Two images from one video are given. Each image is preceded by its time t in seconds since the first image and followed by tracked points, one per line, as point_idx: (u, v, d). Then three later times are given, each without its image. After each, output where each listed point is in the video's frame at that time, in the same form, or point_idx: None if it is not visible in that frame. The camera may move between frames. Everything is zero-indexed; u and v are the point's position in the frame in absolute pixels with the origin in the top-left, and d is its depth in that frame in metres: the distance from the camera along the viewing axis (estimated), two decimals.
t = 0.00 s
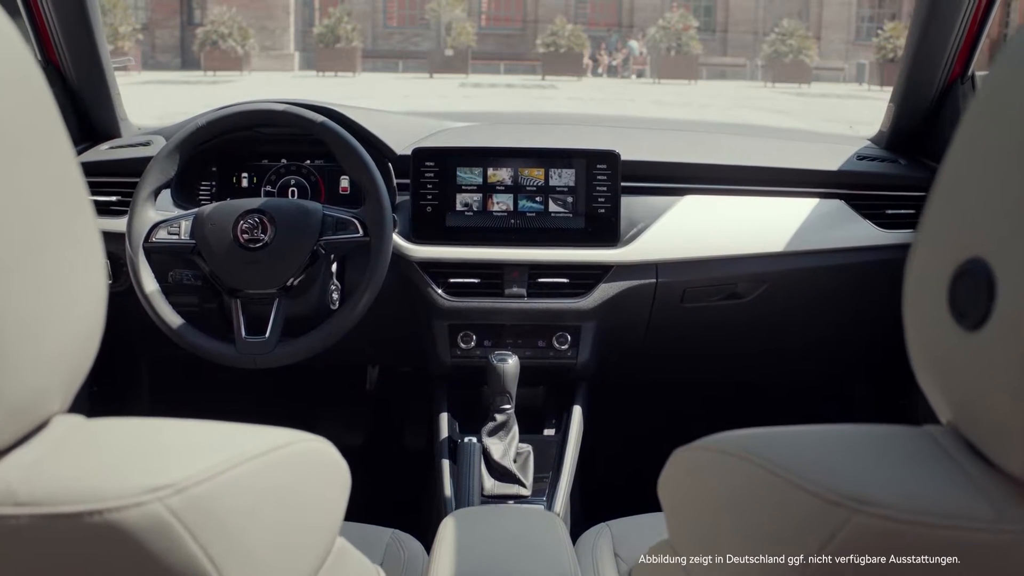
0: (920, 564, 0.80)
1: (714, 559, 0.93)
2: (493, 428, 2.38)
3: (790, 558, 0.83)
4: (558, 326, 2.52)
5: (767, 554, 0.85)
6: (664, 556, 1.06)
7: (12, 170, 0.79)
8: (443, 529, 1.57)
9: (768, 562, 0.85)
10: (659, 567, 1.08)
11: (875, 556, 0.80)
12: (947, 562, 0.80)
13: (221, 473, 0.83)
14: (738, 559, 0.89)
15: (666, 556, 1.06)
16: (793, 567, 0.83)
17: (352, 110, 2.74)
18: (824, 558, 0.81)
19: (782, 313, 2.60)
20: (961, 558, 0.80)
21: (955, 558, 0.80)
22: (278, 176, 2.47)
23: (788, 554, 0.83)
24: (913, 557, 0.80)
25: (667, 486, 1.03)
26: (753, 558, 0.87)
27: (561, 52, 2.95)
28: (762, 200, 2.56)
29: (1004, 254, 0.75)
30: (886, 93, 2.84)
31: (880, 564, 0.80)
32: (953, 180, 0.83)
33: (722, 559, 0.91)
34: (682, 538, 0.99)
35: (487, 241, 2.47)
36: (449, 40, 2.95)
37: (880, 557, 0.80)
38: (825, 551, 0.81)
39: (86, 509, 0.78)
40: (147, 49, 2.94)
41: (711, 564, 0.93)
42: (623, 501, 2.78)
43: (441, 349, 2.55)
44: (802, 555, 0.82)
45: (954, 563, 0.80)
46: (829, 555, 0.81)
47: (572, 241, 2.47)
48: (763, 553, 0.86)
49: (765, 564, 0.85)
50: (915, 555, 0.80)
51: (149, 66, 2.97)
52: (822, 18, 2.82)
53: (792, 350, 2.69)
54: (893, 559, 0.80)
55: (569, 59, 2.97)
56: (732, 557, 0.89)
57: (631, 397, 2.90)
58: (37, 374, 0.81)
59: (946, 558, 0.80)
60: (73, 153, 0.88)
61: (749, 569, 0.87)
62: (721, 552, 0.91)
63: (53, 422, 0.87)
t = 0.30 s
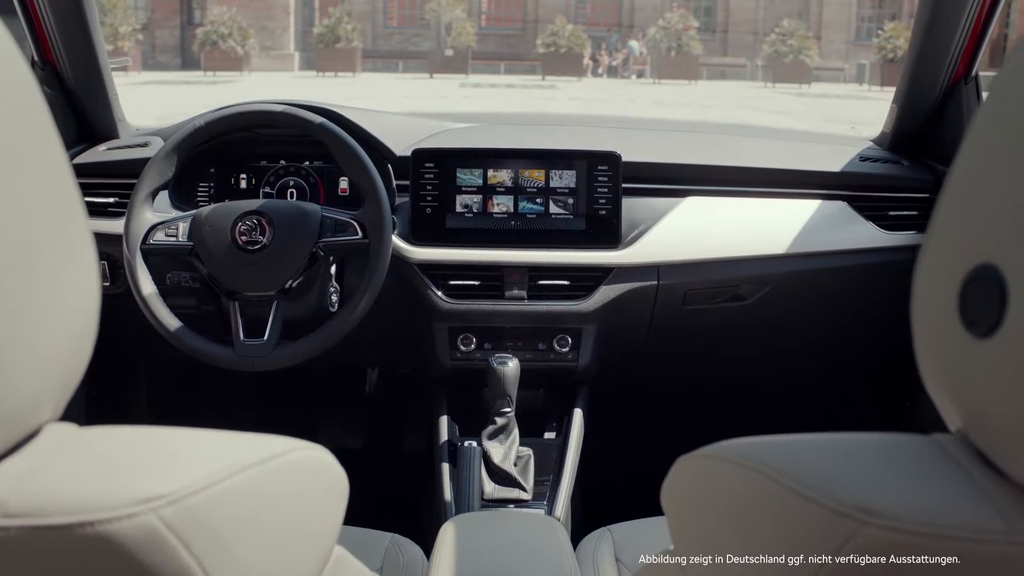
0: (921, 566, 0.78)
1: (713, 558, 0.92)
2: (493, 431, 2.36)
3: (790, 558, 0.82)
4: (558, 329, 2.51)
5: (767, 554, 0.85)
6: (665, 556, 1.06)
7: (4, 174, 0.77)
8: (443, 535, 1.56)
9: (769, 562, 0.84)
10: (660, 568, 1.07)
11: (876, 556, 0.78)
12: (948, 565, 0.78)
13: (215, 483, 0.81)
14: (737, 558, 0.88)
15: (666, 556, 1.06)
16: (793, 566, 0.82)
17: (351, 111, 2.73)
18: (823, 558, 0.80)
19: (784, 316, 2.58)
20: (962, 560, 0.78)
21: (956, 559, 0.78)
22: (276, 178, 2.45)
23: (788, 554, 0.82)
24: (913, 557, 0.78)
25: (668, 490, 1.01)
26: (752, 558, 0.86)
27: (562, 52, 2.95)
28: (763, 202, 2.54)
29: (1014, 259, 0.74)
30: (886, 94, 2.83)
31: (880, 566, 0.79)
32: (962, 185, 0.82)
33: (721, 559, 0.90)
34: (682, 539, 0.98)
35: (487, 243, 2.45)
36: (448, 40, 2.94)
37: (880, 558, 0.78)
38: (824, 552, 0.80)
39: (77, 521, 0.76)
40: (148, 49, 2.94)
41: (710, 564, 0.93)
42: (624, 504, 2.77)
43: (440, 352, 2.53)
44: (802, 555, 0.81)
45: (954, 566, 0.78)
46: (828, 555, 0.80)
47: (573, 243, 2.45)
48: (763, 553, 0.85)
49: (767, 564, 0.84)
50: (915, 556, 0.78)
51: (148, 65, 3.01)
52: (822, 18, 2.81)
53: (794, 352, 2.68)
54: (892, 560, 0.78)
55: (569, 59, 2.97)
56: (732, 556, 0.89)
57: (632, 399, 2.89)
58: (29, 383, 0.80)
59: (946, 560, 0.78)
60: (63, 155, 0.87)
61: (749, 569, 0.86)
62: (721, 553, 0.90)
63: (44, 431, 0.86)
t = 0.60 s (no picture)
0: (920, 564, 0.76)
1: (714, 559, 0.92)
2: (493, 435, 2.35)
3: (791, 559, 0.82)
4: (559, 332, 2.49)
5: (769, 555, 0.84)
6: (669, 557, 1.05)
7: None
8: (443, 541, 1.54)
9: (771, 562, 0.84)
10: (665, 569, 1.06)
11: (876, 556, 0.77)
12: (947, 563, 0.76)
13: (207, 496, 0.80)
14: (738, 559, 0.88)
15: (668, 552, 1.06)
16: (794, 567, 0.82)
17: (350, 112, 2.70)
18: (824, 557, 0.79)
19: (786, 319, 2.57)
20: (962, 558, 0.75)
21: (955, 559, 0.75)
22: (274, 179, 2.43)
23: (789, 555, 0.82)
24: (912, 558, 0.76)
25: (670, 498, 1.01)
26: (753, 559, 0.86)
27: (562, 52, 2.94)
28: (766, 204, 2.52)
29: None
30: (890, 94, 2.82)
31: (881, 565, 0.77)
32: (971, 194, 0.81)
33: (722, 560, 0.90)
34: (682, 536, 0.98)
35: (487, 245, 2.43)
36: (448, 41, 2.92)
37: (880, 557, 0.77)
38: (826, 553, 0.79)
39: (66, 535, 0.74)
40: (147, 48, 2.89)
41: (711, 564, 0.92)
42: (625, 508, 2.75)
43: (440, 355, 2.51)
44: (803, 554, 0.81)
45: (954, 564, 0.76)
46: (828, 556, 0.79)
47: (574, 245, 2.43)
48: (765, 554, 0.85)
49: (768, 564, 0.84)
50: (915, 556, 0.76)
51: (148, 65, 2.96)
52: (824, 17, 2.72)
53: (796, 355, 2.66)
54: (892, 560, 0.76)
55: (568, 59, 2.96)
56: (732, 557, 0.89)
57: (634, 403, 2.87)
58: (18, 394, 0.78)
59: (945, 559, 0.76)
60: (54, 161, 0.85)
61: (746, 568, 0.87)
62: (720, 553, 0.91)
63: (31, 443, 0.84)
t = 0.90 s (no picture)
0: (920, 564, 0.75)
1: (714, 558, 0.92)
2: (493, 439, 2.33)
3: (791, 559, 0.82)
4: (559, 334, 2.47)
5: (769, 556, 0.84)
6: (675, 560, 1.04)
7: None
8: (442, 547, 1.52)
9: (772, 562, 0.84)
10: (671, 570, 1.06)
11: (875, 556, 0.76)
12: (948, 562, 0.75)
13: (204, 506, 0.79)
14: (738, 559, 0.88)
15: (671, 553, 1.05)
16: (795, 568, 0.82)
17: (349, 113, 2.68)
18: (824, 558, 0.79)
19: (787, 322, 2.55)
20: (962, 558, 0.75)
21: (955, 558, 0.75)
22: (273, 180, 2.41)
23: (789, 556, 0.82)
24: (913, 558, 0.75)
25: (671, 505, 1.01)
26: (753, 559, 0.86)
27: (562, 52, 2.91)
28: (769, 205, 2.50)
29: None
30: (890, 93, 2.82)
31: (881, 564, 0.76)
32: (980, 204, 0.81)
33: (722, 560, 0.91)
34: (684, 540, 0.98)
35: (488, 246, 2.42)
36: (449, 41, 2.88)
37: (880, 557, 0.76)
38: (826, 553, 0.79)
39: (58, 547, 0.73)
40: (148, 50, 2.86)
41: (711, 563, 0.93)
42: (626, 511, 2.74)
43: (440, 358, 2.49)
44: (802, 554, 0.81)
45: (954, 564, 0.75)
46: (829, 556, 0.79)
47: (575, 246, 2.42)
48: (765, 556, 0.85)
49: (767, 564, 0.84)
50: (915, 556, 0.75)
51: (148, 66, 2.91)
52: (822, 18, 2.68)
53: (798, 357, 2.64)
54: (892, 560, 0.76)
55: (569, 60, 2.92)
56: (732, 557, 0.89)
57: (635, 405, 2.85)
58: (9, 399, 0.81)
59: (947, 558, 0.75)
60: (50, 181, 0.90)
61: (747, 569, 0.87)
62: (720, 553, 0.91)
63: (20, 452, 0.84)
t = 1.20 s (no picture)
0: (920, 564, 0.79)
1: (715, 558, 0.98)
2: (493, 442, 2.32)
3: (790, 559, 0.87)
4: (560, 337, 2.45)
5: (768, 556, 0.89)
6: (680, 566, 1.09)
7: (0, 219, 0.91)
8: (442, 553, 1.50)
9: (771, 563, 0.89)
10: None
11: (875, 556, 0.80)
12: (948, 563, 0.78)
13: (195, 520, 0.89)
14: (738, 559, 0.94)
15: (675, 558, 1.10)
16: (795, 568, 0.86)
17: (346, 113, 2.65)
18: (824, 558, 0.83)
19: (789, 325, 2.54)
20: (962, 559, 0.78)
21: (955, 558, 0.78)
22: (272, 182, 2.40)
23: (789, 556, 0.87)
24: (914, 558, 0.79)
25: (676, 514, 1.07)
26: (752, 558, 0.92)
27: (562, 52, 3.01)
28: (771, 207, 2.48)
29: None
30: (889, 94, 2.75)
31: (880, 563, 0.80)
32: (987, 216, 0.83)
33: (722, 560, 0.96)
34: (683, 539, 1.05)
35: (488, 248, 2.39)
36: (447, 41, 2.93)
37: (880, 557, 0.80)
38: (825, 552, 0.83)
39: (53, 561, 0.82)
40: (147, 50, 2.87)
41: (712, 563, 0.98)
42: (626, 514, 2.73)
43: (440, 361, 2.47)
44: (802, 554, 0.86)
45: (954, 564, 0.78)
46: (828, 556, 0.83)
47: (575, 248, 2.40)
48: (764, 555, 0.90)
49: (767, 563, 0.89)
50: (915, 556, 0.79)
51: (148, 65, 2.97)
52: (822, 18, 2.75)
53: (801, 360, 2.63)
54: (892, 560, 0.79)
55: (568, 59, 3.02)
56: (732, 557, 0.95)
57: (636, 409, 2.83)
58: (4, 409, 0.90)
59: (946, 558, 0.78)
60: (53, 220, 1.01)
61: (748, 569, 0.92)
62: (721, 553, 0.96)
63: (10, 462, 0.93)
